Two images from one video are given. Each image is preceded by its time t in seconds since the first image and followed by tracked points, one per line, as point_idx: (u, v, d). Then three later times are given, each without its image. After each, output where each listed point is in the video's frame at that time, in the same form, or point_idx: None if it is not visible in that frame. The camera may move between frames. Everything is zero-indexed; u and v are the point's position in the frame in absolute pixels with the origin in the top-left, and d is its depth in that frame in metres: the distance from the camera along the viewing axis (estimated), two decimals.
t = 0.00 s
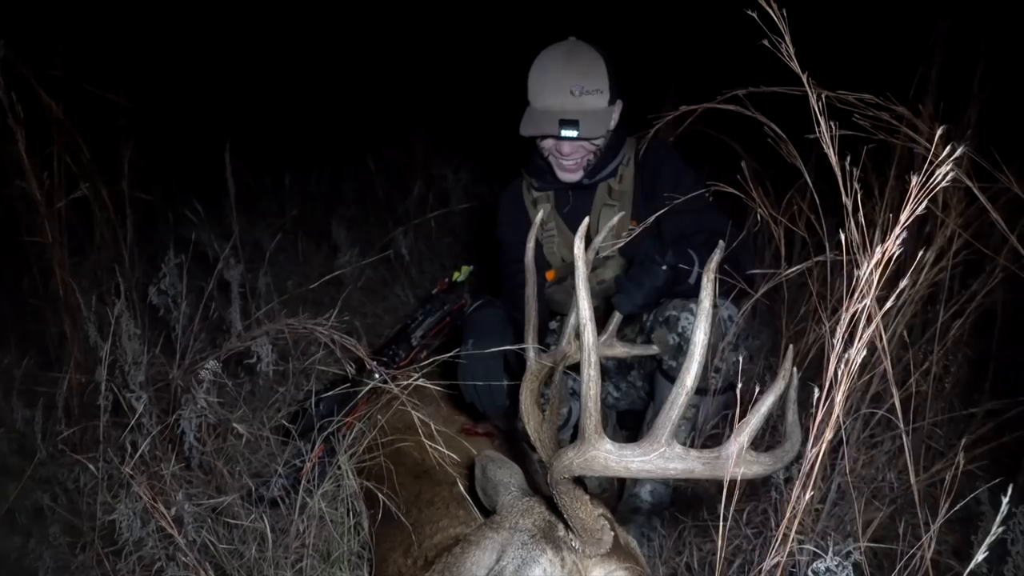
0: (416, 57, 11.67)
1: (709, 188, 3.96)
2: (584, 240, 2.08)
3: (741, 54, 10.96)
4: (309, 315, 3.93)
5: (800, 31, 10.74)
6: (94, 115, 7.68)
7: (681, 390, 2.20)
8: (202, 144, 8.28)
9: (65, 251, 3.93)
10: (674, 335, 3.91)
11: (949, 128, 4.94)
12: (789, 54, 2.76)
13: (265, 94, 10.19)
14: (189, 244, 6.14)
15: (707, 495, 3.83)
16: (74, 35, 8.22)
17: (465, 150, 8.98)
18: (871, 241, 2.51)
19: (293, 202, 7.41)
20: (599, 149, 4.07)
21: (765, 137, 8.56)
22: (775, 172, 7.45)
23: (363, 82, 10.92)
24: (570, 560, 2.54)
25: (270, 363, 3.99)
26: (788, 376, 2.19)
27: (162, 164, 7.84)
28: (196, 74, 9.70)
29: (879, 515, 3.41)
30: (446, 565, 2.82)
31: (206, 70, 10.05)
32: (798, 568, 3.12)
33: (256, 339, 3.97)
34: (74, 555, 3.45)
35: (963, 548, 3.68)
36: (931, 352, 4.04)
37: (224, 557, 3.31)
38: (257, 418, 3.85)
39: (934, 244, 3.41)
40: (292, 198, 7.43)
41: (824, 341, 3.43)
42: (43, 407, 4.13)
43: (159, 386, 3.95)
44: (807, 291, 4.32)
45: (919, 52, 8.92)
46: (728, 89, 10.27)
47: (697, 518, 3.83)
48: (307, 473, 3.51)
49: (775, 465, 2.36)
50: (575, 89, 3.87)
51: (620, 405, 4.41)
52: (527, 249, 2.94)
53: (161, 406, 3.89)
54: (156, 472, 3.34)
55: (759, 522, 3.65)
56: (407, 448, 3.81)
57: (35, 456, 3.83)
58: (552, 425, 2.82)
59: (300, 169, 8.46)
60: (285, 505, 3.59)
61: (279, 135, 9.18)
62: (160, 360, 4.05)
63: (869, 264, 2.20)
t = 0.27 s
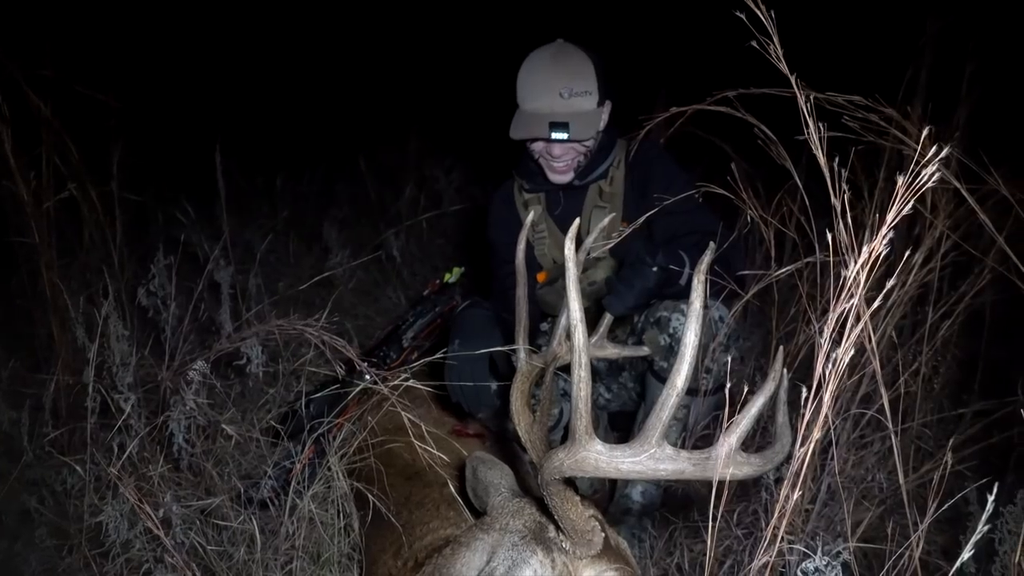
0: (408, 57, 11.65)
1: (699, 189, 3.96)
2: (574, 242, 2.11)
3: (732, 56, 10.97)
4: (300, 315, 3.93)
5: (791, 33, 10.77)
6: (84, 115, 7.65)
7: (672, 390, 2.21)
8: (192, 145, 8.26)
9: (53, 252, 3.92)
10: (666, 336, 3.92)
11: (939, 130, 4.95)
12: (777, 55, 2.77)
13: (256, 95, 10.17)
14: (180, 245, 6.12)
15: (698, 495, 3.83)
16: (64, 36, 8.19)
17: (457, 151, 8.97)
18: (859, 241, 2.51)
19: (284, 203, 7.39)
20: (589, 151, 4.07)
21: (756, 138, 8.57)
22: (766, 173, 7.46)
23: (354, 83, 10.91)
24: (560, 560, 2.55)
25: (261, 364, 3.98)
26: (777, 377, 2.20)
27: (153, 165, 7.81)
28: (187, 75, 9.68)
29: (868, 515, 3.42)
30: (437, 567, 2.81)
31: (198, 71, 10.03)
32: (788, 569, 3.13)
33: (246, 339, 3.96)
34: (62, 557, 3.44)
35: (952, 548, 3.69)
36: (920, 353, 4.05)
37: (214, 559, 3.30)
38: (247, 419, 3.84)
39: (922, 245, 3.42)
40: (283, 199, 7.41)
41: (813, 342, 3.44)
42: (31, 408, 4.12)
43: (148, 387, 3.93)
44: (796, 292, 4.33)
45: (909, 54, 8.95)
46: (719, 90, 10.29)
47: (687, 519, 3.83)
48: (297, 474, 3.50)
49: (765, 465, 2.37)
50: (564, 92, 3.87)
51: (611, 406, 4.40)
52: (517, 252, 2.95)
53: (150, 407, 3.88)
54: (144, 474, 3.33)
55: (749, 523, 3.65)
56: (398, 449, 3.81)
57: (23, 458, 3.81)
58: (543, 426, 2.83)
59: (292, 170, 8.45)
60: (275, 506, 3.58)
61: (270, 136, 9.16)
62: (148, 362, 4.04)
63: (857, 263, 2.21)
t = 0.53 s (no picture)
0: (407, 56, 11.63)
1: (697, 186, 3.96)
2: (571, 238, 2.11)
3: (730, 53, 10.97)
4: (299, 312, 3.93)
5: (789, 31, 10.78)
6: (81, 114, 7.64)
7: (669, 386, 2.21)
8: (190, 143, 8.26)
9: (51, 250, 3.92)
10: (664, 333, 3.93)
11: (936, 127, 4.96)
12: (775, 53, 2.77)
13: (253, 93, 10.17)
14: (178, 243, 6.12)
15: (696, 492, 3.83)
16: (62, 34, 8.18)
17: (455, 149, 8.97)
18: (857, 238, 2.52)
19: (282, 201, 7.39)
20: (588, 148, 4.06)
21: (754, 136, 8.58)
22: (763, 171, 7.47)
23: (352, 81, 10.90)
24: (558, 557, 2.57)
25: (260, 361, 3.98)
26: (774, 373, 2.20)
27: (151, 162, 7.80)
28: (185, 73, 9.67)
29: (866, 512, 3.43)
30: (435, 564, 2.81)
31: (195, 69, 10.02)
32: (786, 565, 3.14)
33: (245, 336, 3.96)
34: (61, 555, 3.44)
35: (950, 544, 3.71)
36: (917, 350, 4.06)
37: (213, 556, 3.31)
38: (246, 416, 3.85)
39: (920, 241, 3.43)
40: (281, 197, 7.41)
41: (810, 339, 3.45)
42: (30, 406, 4.12)
43: (147, 385, 3.94)
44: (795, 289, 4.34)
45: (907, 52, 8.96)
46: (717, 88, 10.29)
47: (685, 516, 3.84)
48: (297, 472, 3.50)
49: (762, 461, 2.37)
50: (562, 88, 3.87)
51: (609, 404, 4.41)
52: (515, 249, 2.95)
53: (149, 405, 3.88)
54: (143, 472, 3.34)
55: (747, 519, 3.66)
56: (396, 446, 3.82)
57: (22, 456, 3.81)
58: (542, 423, 2.83)
59: (290, 168, 8.44)
60: (274, 504, 3.59)
61: (268, 134, 9.15)
62: (147, 360, 4.04)
63: (854, 260, 2.22)
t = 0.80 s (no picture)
0: (404, 55, 11.62)
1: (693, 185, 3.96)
2: (568, 238, 2.11)
3: (727, 53, 10.97)
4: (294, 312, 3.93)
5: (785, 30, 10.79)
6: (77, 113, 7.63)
7: (665, 385, 2.21)
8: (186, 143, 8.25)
9: (47, 250, 3.91)
10: (661, 332, 3.93)
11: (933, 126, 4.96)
12: (770, 51, 2.76)
13: (250, 93, 10.15)
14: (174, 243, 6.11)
15: (692, 490, 3.84)
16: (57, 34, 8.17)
17: (452, 148, 8.96)
18: (852, 236, 2.51)
19: (279, 201, 7.38)
20: (585, 146, 4.04)
21: (750, 135, 8.59)
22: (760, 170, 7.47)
23: (349, 81, 10.90)
24: (555, 556, 2.57)
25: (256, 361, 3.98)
26: (770, 372, 2.20)
27: (147, 162, 7.80)
28: (181, 73, 9.66)
29: (862, 510, 3.43)
30: (431, 564, 2.82)
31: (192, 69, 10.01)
32: (782, 563, 3.14)
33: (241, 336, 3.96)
34: (57, 555, 3.44)
35: (946, 542, 3.71)
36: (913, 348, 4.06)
37: (209, 557, 3.31)
38: (242, 416, 3.85)
39: (915, 240, 3.43)
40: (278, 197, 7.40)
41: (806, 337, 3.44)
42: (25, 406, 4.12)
43: (143, 385, 3.93)
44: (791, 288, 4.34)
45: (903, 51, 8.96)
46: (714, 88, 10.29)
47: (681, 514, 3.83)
48: (293, 471, 3.50)
49: (759, 459, 2.37)
50: (559, 87, 3.86)
51: (606, 403, 4.41)
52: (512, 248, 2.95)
53: (144, 405, 3.87)
54: (139, 472, 3.34)
55: (744, 518, 3.66)
56: (393, 446, 3.81)
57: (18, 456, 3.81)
58: (538, 422, 2.83)
59: (286, 168, 8.43)
60: (270, 504, 3.59)
61: (264, 133, 9.15)
62: (143, 360, 4.03)
63: (849, 258, 2.21)
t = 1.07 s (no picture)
0: (400, 52, 11.60)
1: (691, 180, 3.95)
2: (566, 232, 2.10)
3: (723, 50, 10.97)
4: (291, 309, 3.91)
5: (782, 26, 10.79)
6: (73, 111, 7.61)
7: (664, 380, 2.21)
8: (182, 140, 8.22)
9: (42, 248, 3.90)
10: (659, 329, 3.93)
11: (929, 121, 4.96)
12: (768, 46, 2.75)
13: (246, 90, 10.13)
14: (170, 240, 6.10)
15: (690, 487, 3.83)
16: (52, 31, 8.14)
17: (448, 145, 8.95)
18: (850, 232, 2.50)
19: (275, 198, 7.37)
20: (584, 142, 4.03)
21: (747, 131, 8.59)
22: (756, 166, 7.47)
23: (345, 78, 10.88)
24: (553, 552, 2.55)
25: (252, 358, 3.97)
26: (769, 366, 2.19)
27: (143, 159, 7.78)
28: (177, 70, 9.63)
29: (860, 505, 3.43)
30: (429, 561, 2.84)
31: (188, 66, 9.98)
32: (780, 558, 3.14)
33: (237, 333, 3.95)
34: (53, 553, 3.44)
35: (943, 537, 3.71)
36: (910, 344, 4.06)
37: (205, 554, 3.31)
38: (238, 413, 3.84)
39: (912, 236, 3.42)
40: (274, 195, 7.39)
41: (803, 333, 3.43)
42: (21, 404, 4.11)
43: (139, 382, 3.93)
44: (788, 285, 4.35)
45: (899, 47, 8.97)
46: (710, 85, 10.29)
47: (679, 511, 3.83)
48: (290, 468, 3.49)
49: (757, 455, 2.36)
50: (556, 82, 3.85)
51: (604, 400, 4.41)
52: (509, 244, 2.94)
53: (141, 402, 3.86)
54: (135, 470, 3.33)
55: (741, 514, 3.66)
56: (390, 443, 3.81)
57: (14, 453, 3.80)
58: (536, 418, 2.83)
59: (282, 165, 8.42)
60: (268, 501, 3.58)
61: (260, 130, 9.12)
62: (140, 357, 4.03)
63: (847, 252, 2.21)
